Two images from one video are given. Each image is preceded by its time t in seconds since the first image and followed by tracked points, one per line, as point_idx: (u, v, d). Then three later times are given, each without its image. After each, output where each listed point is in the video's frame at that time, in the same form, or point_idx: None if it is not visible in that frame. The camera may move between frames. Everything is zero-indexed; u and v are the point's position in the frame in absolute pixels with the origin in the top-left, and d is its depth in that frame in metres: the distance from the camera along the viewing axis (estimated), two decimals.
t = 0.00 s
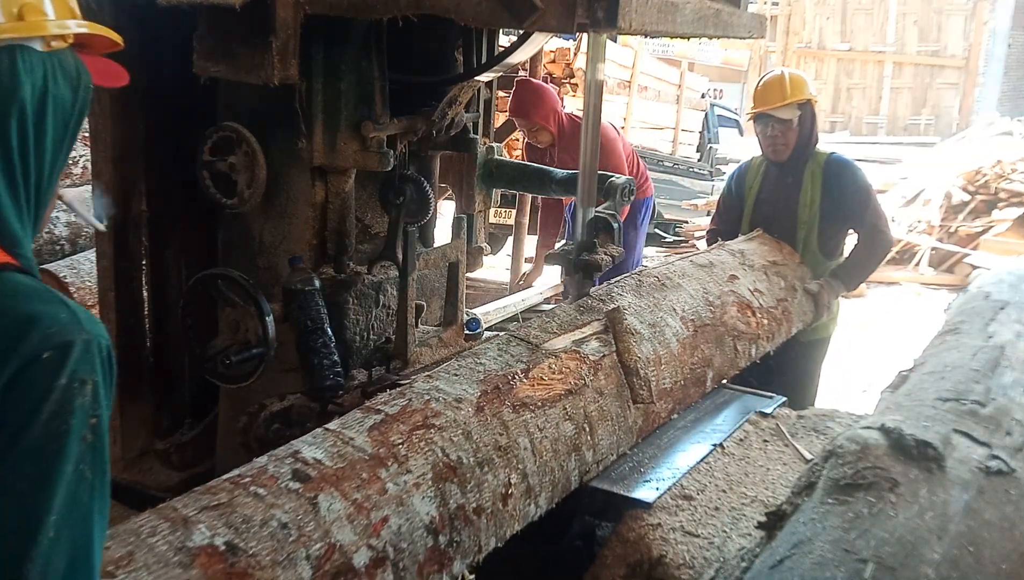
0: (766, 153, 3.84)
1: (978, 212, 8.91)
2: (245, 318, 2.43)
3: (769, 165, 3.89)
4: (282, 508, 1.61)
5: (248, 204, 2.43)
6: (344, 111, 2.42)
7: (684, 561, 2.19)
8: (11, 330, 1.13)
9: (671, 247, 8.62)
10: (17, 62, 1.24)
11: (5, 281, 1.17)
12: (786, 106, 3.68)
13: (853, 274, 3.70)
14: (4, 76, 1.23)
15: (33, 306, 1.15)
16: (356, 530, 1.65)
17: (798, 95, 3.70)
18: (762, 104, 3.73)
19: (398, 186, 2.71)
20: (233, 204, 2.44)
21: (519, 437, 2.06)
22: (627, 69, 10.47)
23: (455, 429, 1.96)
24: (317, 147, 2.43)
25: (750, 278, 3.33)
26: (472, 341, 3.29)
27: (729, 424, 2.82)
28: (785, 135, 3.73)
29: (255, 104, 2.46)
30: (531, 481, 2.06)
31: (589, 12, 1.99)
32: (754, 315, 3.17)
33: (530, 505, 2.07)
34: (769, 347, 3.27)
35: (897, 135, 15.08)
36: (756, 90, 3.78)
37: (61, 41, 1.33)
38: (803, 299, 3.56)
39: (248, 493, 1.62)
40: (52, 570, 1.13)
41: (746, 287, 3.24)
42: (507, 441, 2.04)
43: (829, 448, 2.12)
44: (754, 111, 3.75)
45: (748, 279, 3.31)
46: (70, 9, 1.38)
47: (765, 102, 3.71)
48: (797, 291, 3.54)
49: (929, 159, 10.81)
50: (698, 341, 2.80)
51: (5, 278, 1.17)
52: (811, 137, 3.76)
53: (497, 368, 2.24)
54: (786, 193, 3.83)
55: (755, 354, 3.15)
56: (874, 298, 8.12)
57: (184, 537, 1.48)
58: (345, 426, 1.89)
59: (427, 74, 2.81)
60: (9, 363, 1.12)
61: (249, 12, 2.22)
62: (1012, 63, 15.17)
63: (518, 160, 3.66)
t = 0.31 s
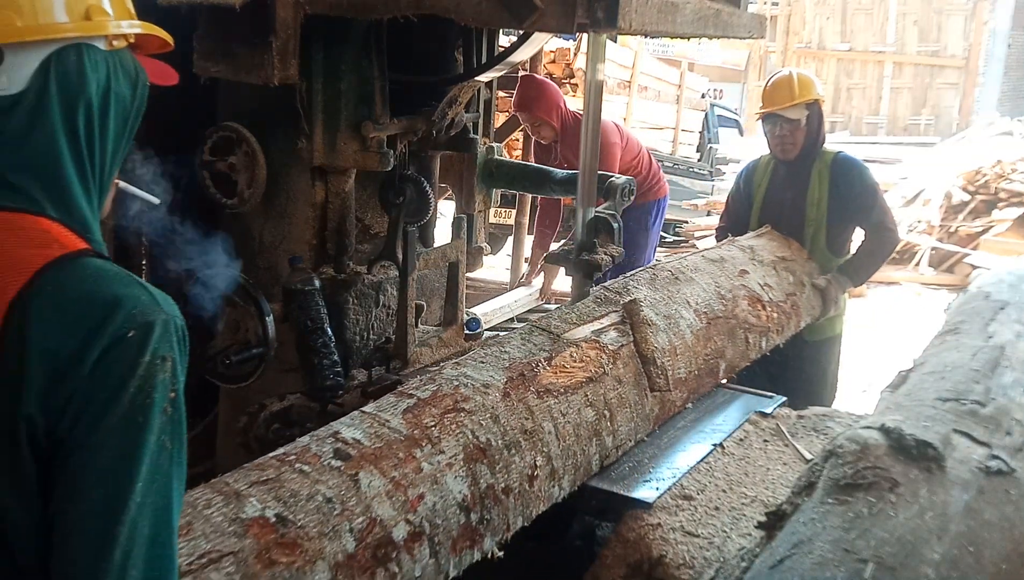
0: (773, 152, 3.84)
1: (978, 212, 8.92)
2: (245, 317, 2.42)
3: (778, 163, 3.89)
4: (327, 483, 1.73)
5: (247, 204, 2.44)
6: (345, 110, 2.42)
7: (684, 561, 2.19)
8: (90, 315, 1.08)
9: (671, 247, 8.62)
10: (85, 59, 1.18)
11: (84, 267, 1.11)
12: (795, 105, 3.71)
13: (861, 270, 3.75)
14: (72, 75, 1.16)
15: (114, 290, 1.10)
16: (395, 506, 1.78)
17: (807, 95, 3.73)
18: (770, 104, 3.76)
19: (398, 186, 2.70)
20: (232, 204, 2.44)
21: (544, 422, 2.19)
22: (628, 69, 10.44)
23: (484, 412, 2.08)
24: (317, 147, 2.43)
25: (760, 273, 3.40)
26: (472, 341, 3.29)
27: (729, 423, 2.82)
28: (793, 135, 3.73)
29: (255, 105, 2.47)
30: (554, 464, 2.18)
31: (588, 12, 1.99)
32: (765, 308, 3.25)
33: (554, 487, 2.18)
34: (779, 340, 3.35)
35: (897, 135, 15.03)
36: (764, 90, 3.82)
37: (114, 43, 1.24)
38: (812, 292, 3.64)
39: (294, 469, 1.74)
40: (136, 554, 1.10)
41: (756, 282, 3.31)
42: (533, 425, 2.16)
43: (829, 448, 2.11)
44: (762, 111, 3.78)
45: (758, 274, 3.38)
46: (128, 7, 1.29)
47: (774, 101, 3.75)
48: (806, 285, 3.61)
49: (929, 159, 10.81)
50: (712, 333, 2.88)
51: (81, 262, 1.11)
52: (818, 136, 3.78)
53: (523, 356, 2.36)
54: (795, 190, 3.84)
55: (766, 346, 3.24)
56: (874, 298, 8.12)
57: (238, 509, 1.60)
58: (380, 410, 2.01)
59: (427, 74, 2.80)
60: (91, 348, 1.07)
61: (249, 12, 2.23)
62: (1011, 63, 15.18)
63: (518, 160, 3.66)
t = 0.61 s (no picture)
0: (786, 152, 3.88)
1: (983, 212, 8.81)
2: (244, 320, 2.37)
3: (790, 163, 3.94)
4: (375, 460, 1.80)
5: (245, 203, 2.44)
6: (343, 109, 2.41)
7: (686, 563, 2.20)
8: (184, 306, 1.06)
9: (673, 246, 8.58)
10: (168, 70, 1.16)
11: (178, 262, 1.08)
12: (808, 105, 3.76)
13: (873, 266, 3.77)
14: (157, 85, 1.15)
15: (206, 281, 1.09)
16: (437, 482, 1.85)
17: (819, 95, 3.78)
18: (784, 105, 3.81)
19: (397, 185, 2.65)
20: (231, 203, 2.43)
21: (573, 407, 2.21)
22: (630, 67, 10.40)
23: (515, 397, 2.11)
24: (315, 145, 2.42)
25: (775, 266, 3.38)
26: (472, 341, 3.25)
27: (733, 423, 2.77)
28: (806, 133, 3.78)
29: (253, 103, 2.45)
30: (583, 447, 2.20)
31: (589, 10, 1.95)
32: (780, 300, 3.21)
33: (582, 470, 2.20)
34: (793, 332, 3.32)
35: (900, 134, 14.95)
36: (778, 91, 3.87)
37: (189, 56, 1.24)
38: (825, 286, 3.61)
39: (343, 446, 1.81)
40: (221, 536, 1.09)
41: (771, 275, 3.29)
42: (561, 410, 2.19)
43: (829, 447, 2.06)
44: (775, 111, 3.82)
45: (773, 267, 3.35)
46: (200, 18, 1.29)
47: (788, 101, 3.79)
48: (819, 278, 3.58)
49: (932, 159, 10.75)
50: (730, 324, 2.86)
51: (175, 257, 1.08)
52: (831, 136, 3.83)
53: (549, 344, 2.36)
54: (808, 189, 3.88)
55: (780, 339, 3.21)
56: (877, 298, 8.08)
57: (294, 481, 1.69)
58: (416, 393, 2.06)
59: (426, 73, 2.78)
60: (184, 337, 1.06)
61: (246, 9, 2.21)
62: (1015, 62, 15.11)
63: (519, 159, 3.63)
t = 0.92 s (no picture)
0: (793, 149, 3.98)
1: (979, 212, 8.90)
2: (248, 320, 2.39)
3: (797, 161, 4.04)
4: (420, 434, 1.97)
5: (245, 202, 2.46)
6: (344, 110, 2.43)
7: (685, 561, 2.22)
8: (277, 272, 1.14)
9: (671, 247, 8.63)
10: (253, 77, 1.28)
11: (267, 238, 1.16)
12: (815, 103, 3.85)
13: (879, 258, 3.88)
14: (244, 89, 1.27)
15: (292, 254, 1.17)
16: (478, 456, 2.02)
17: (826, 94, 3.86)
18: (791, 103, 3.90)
19: (397, 186, 2.68)
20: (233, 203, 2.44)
21: (599, 389, 2.37)
22: (628, 69, 10.43)
23: (547, 379, 2.28)
24: (317, 146, 2.43)
25: (785, 260, 3.57)
26: (472, 341, 3.29)
27: (731, 423, 2.82)
28: (813, 131, 3.87)
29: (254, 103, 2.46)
30: (608, 427, 2.37)
31: (589, 12, 1.95)
32: (789, 293, 3.44)
33: (607, 449, 2.38)
34: (802, 323, 3.54)
35: (898, 134, 14.82)
36: (785, 91, 3.96)
37: (268, 66, 1.36)
38: (832, 280, 3.78)
39: (390, 422, 1.99)
40: (303, 483, 1.17)
41: (780, 268, 3.49)
42: (589, 391, 2.35)
43: (824, 446, 2.11)
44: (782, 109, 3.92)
45: (783, 260, 3.56)
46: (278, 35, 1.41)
47: (795, 99, 3.89)
48: (826, 273, 3.75)
49: (929, 160, 10.79)
50: (743, 314, 3.11)
51: (264, 234, 1.16)
52: (837, 135, 3.92)
53: (574, 330, 2.53)
54: (814, 184, 3.99)
55: (789, 330, 3.44)
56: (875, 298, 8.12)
57: (348, 453, 1.86)
58: (455, 374, 2.24)
59: (427, 73, 2.81)
60: (275, 304, 1.13)
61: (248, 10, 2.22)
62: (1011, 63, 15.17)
63: (518, 160, 3.66)
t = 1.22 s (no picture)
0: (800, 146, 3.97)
1: (979, 212, 8.88)
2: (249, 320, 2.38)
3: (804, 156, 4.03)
4: (453, 416, 2.06)
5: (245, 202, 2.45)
6: (345, 111, 2.42)
7: (685, 561, 2.21)
8: (301, 249, 1.19)
9: (671, 246, 8.63)
10: (279, 70, 1.34)
11: (290, 218, 1.21)
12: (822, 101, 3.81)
13: (884, 252, 3.92)
14: (270, 83, 1.32)
15: (315, 232, 1.22)
16: (507, 437, 2.10)
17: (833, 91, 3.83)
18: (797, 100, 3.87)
19: (397, 186, 2.70)
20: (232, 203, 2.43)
21: (619, 375, 2.46)
22: (628, 69, 10.44)
23: (571, 365, 2.37)
24: (317, 147, 2.43)
25: (794, 256, 3.60)
26: (472, 341, 3.29)
27: (732, 422, 2.82)
28: (820, 129, 3.85)
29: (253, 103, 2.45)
30: (629, 413, 2.46)
31: (589, 12, 1.97)
32: (799, 288, 3.47)
33: (628, 433, 2.47)
34: (811, 318, 3.57)
35: (897, 135, 14.84)
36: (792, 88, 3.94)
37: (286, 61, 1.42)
38: (839, 276, 3.81)
39: (425, 405, 2.09)
40: (339, 445, 1.23)
41: (790, 263, 3.53)
42: (610, 377, 2.44)
43: (824, 447, 2.11)
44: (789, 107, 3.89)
45: (793, 255, 3.60)
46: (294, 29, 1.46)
47: (802, 96, 3.86)
48: (834, 270, 3.78)
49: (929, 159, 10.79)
50: (755, 307, 3.17)
51: (286, 214, 1.22)
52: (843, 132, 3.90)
53: (596, 321, 2.64)
54: (821, 180, 3.99)
55: (800, 324, 3.49)
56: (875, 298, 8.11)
57: (388, 432, 1.96)
58: (486, 360, 2.34)
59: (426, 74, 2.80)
60: (300, 278, 1.19)
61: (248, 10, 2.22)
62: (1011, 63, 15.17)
63: (518, 160, 3.65)
